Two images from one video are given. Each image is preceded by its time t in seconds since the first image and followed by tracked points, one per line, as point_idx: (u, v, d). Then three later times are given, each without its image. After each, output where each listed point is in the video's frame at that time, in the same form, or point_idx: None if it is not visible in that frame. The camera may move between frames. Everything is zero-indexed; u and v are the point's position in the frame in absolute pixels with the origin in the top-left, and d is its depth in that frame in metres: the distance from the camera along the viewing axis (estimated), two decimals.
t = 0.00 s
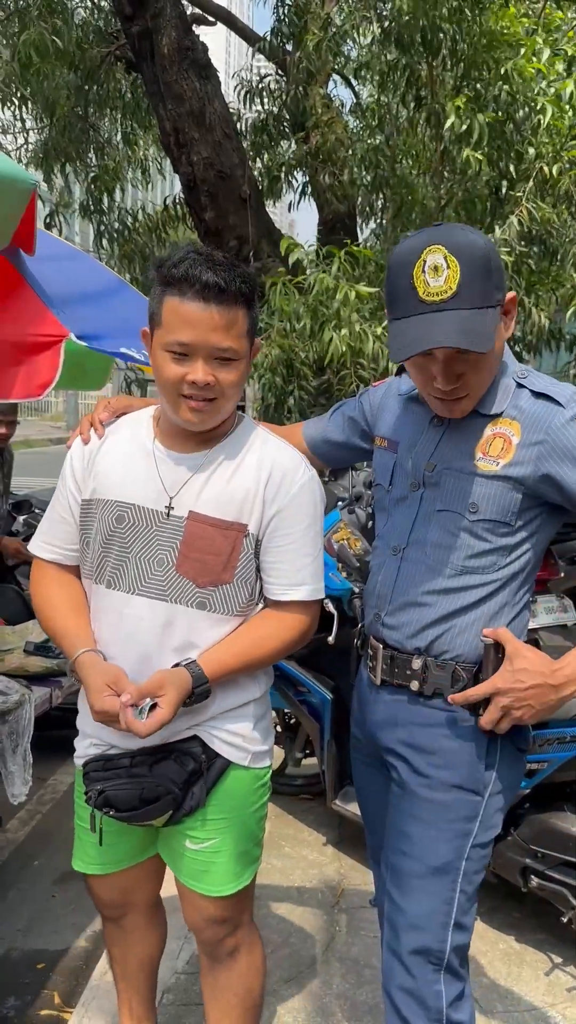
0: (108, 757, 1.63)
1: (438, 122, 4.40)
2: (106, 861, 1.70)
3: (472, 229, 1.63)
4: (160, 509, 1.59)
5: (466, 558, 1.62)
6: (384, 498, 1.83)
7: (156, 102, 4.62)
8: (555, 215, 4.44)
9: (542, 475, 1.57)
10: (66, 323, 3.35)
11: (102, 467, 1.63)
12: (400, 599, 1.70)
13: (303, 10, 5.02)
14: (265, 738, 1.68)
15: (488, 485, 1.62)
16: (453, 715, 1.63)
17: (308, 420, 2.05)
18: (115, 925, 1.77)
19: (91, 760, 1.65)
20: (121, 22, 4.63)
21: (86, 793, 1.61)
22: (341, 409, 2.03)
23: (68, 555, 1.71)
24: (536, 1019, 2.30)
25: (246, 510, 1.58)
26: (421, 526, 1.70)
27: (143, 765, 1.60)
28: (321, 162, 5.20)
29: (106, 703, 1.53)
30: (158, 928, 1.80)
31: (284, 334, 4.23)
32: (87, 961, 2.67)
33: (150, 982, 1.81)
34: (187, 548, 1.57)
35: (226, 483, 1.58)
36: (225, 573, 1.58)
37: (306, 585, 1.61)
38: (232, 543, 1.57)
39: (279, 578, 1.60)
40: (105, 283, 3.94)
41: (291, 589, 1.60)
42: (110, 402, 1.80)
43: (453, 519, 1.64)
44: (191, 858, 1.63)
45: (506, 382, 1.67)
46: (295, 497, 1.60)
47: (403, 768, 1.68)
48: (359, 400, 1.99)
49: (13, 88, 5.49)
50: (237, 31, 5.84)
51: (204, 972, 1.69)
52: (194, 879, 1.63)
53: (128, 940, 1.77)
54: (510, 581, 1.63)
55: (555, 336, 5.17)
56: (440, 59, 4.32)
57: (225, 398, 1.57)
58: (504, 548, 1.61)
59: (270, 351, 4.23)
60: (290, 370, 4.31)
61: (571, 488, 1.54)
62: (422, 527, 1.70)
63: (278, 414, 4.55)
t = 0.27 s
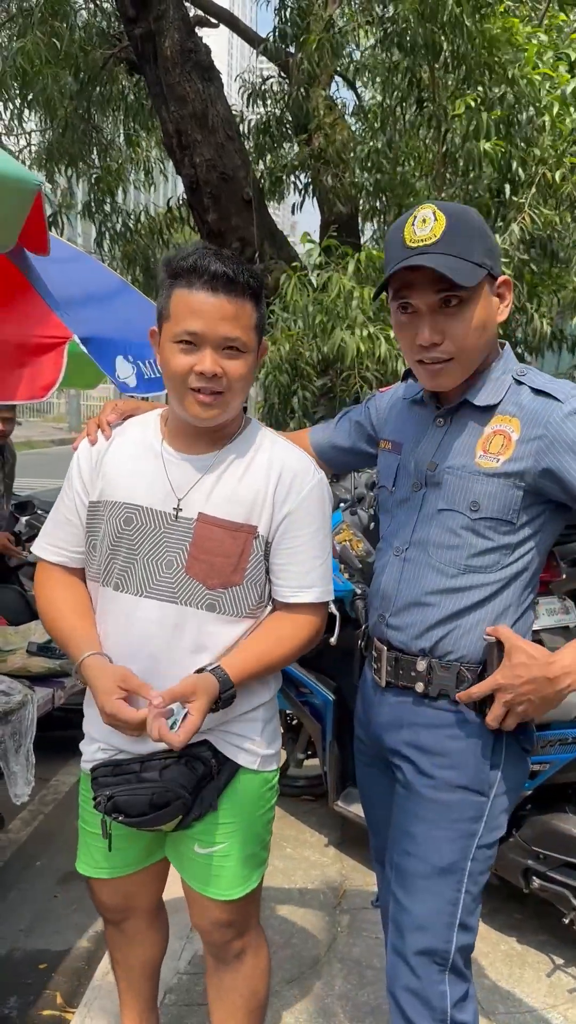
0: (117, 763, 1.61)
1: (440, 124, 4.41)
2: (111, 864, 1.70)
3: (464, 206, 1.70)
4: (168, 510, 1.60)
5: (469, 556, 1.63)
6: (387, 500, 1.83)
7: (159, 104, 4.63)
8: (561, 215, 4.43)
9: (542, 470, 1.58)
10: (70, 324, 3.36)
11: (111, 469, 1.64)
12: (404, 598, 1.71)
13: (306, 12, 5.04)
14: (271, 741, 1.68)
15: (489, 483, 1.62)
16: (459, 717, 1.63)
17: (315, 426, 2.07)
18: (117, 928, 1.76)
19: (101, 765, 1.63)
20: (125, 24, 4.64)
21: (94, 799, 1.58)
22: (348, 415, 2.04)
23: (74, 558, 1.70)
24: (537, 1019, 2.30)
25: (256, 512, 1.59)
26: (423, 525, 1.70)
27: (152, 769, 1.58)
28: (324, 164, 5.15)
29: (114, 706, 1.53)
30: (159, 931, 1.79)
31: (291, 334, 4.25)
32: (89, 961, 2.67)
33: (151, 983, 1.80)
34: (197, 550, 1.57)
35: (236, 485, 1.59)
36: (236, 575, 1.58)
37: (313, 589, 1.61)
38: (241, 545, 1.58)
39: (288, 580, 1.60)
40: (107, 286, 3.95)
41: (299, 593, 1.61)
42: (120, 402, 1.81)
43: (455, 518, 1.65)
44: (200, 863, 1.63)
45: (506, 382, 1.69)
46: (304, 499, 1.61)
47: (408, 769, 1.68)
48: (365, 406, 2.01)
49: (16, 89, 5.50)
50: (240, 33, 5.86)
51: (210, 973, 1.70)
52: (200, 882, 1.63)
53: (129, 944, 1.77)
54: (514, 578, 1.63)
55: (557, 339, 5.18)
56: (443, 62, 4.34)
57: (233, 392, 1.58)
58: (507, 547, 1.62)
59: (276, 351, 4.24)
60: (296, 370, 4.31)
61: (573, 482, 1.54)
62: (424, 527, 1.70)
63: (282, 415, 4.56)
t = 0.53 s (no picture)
0: (124, 766, 1.64)
1: (442, 128, 4.43)
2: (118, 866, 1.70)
3: (459, 211, 1.72)
4: (177, 509, 1.61)
5: (475, 557, 1.64)
6: (394, 502, 1.85)
7: (162, 107, 4.64)
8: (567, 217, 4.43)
9: (544, 471, 1.59)
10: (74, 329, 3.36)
11: (122, 470, 1.65)
12: (412, 599, 1.72)
13: (308, 15, 5.05)
14: (279, 747, 1.68)
15: (493, 483, 1.63)
16: (465, 719, 1.65)
17: (324, 433, 2.10)
18: (121, 930, 1.77)
19: (110, 770, 1.64)
20: (128, 27, 4.66)
21: (102, 803, 1.60)
22: (357, 423, 2.07)
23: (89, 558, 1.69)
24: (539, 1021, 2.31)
25: (266, 510, 1.60)
26: (429, 526, 1.72)
27: (160, 777, 1.58)
28: (327, 167, 5.25)
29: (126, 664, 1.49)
30: (164, 934, 1.79)
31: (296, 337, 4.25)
32: (92, 962, 2.68)
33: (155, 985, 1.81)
34: (205, 548, 1.58)
35: (244, 483, 1.61)
36: (244, 573, 1.59)
37: (323, 587, 1.62)
38: (251, 543, 1.59)
39: (298, 579, 1.61)
40: (110, 288, 3.96)
41: (310, 592, 1.61)
42: (129, 408, 1.82)
43: (460, 519, 1.66)
44: (207, 867, 1.64)
45: (510, 384, 1.70)
46: (314, 498, 1.62)
47: (415, 770, 1.69)
48: (373, 414, 2.04)
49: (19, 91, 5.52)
50: (243, 35, 5.88)
51: (216, 976, 1.71)
52: (208, 887, 1.64)
53: (134, 946, 1.77)
54: (521, 579, 1.64)
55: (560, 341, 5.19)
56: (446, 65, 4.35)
57: (239, 382, 1.60)
58: (513, 547, 1.63)
59: (282, 353, 4.24)
60: (302, 372, 4.30)
61: (571, 483, 1.55)
62: (430, 528, 1.71)
63: (290, 417, 4.55)
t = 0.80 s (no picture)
0: (139, 773, 1.62)
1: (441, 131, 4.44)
2: (119, 875, 1.71)
3: (458, 214, 1.73)
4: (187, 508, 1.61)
5: (477, 559, 1.65)
6: (397, 504, 1.85)
7: (164, 109, 4.64)
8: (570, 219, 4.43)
9: (546, 471, 1.60)
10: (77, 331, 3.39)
11: (129, 472, 1.65)
12: (414, 601, 1.72)
13: (310, 18, 5.07)
14: (289, 748, 1.69)
15: (495, 485, 1.64)
16: (469, 720, 1.65)
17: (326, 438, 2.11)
18: (118, 937, 1.76)
19: (122, 776, 1.64)
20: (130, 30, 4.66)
21: (116, 810, 1.60)
22: (358, 428, 2.08)
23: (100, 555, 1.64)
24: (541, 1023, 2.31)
25: (275, 506, 1.61)
26: (431, 528, 1.72)
27: (177, 782, 1.59)
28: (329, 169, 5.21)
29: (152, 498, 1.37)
30: (161, 936, 1.79)
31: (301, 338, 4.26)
32: (93, 963, 2.68)
33: (152, 995, 1.80)
34: (218, 545, 1.59)
35: (254, 480, 1.62)
36: (256, 571, 1.59)
37: (334, 582, 1.63)
38: (262, 539, 1.60)
39: (311, 575, 1.62)
40: (112, 291, 3.97)
41: (322, 586, 1.62)
42: (132, 412, 1.81)
43: (462, 520, 1.67)
44: (218, 872, 1.64)
45: (511, 386, 1.70)
46: (321, 496, 1.63)
47: (419, 772, 1.70)
48: (374, 418, 2.05)
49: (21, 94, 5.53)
50: (244, 39, 5.89)
51: (222, 980, 1.71)
52: (219, 891, 1.64)
53: (130, 953, 1.76)
54: (523, 579, 1.65)
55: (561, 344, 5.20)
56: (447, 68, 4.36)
57: (243, 381, 1.60)
58: (515, 547, 1.63)
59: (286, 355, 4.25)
60: (305, 375, 4.30)
61: (572, 483, 1.56)
62: (432, 530, 1.72)
63: (298, 420, 4.53)
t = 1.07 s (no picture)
0: (154, 781, 1.61)
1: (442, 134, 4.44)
2: (123, 882, 1.71)
3: (458, 219, 1.73)
4: (198, 510, 1.61)
5: (480, 562, 1.65)
6: (397, 507, 1.85)
7: (165, 111, 4.64)
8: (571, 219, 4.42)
9: (550, 474, 1.60)
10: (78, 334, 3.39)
11: (137, 478, 1.63)
12: (416, 604, 1.72)
13: (310, 21, 5.08)
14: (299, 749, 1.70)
15: (499, 488, 1.64)
16: (472, 722, 1.65)
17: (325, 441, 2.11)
18: (116, 944, 1.76)
19: (136, 784, 1.61)
20: (131, 32, 4.66)
21: (131, 819, 1.57)
22: (355, 429, 2.08)
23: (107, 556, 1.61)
24: None
25: (286, 508, 1.63)
26: (433, 531, 1.72)
27: (194, 787, 1.58)
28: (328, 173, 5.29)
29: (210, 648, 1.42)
30: (160, 942, 1.79)
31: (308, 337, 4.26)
32: (94, 965, 2.69)
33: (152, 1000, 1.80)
34: (231, 548, 1.59)
35: (265, 482, 1.63)
36: (269, 572, 1.60)
37: (343, 584, 1.65)
38: (275, 541, 1.61)
39: (319, 577, 1.63)
40: (114, 294, 3.97)
41: (332, 587, 1.64)
42: (132, 415, 1.80)
43: (465, 523, 1.67)
44: (229, 876, 1.64)
45: (512, 387, 1.71)
46: (328, 497, 1.66)
47: (421, 775, 1.70)
48: (372, 418, 2.05)
49: (23, 96, 5.53)
50: (245, 42, 5.90)
51: (225, 984, 1.71)
52: (230, 895, 1.64)
53: (128, 958, 1.76)
54: (526, 582, 1.65)
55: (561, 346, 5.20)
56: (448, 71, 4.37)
57: (259, 384, 1.63)
58: (518, 551, 1.64)
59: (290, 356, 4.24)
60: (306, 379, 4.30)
61: None
62: (434, 533, 1.72)
63: (302, 421, 4.52)
